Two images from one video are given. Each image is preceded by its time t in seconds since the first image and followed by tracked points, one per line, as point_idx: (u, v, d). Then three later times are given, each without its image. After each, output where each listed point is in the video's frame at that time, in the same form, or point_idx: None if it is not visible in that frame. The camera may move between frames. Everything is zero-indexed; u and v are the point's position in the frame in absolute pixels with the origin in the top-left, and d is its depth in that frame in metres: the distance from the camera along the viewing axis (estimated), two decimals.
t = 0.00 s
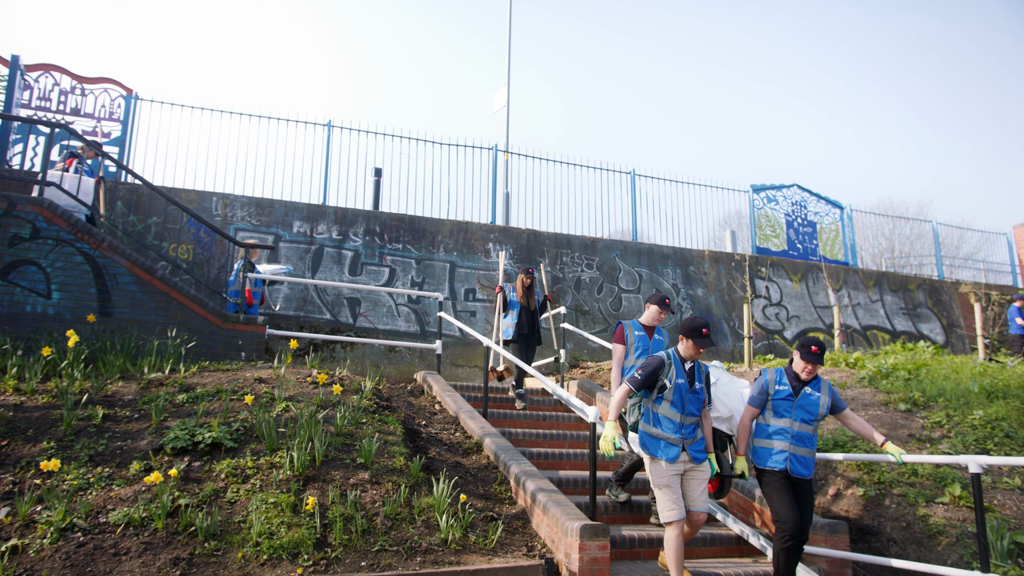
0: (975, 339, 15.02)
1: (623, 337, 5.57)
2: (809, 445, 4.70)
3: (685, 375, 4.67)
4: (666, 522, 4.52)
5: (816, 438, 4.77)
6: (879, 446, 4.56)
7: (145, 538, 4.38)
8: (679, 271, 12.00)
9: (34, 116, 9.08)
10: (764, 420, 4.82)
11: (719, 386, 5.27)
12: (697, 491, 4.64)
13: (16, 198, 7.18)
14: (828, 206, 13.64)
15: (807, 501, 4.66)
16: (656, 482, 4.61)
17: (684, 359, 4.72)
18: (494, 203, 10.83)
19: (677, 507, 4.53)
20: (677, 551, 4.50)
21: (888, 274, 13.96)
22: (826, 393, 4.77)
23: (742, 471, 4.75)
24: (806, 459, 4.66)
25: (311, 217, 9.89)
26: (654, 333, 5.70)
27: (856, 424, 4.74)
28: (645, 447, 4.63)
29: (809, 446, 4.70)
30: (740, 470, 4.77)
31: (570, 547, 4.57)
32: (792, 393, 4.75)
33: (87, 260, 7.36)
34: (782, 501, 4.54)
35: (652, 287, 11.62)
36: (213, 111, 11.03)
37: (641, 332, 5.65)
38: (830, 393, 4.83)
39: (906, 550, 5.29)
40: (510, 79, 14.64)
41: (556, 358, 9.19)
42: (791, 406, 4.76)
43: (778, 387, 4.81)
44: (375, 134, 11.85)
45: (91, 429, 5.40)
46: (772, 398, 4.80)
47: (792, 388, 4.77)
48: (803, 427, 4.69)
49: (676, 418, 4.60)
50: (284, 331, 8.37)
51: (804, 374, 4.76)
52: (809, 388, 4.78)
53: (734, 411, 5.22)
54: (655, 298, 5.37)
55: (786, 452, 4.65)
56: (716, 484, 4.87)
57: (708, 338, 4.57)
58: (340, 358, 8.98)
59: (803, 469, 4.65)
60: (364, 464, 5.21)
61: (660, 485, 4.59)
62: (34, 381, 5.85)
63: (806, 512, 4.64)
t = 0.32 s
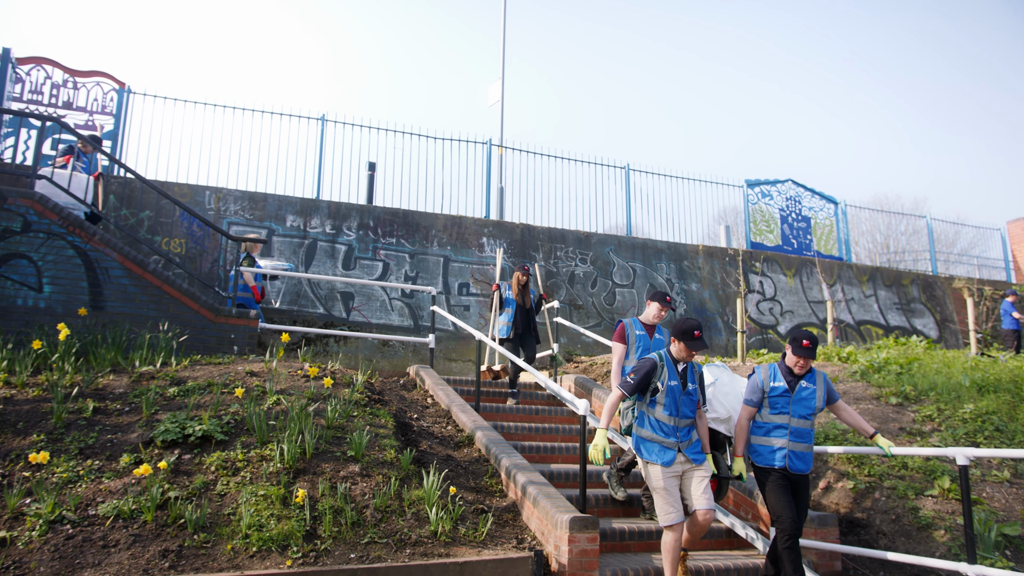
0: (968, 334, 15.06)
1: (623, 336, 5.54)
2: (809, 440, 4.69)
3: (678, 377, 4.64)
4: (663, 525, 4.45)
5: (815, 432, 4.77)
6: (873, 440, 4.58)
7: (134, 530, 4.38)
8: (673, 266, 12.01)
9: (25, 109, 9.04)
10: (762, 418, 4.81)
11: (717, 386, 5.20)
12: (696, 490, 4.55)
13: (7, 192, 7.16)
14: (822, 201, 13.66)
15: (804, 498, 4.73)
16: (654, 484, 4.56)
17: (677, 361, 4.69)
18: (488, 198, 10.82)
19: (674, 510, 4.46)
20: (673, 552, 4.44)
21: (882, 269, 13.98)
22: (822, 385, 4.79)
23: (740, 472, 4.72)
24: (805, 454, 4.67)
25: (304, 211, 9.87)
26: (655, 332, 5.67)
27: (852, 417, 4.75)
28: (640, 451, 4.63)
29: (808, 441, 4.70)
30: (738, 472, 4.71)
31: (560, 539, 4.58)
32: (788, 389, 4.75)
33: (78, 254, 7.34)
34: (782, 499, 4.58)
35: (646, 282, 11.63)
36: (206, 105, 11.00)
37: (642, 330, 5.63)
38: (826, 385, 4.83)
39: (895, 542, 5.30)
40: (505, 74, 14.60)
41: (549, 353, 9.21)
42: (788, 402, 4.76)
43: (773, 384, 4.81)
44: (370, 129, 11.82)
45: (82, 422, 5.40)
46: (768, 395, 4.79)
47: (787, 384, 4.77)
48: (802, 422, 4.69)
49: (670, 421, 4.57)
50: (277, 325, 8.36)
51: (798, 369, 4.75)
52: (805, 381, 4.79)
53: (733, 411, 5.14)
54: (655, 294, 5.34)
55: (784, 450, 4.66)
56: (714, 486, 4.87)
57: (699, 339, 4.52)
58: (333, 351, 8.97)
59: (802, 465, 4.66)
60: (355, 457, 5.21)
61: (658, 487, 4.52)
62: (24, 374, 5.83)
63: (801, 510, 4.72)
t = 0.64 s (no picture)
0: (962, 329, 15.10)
1: (620, 328, 5.53)
2: (808, 432, 4.73)
3: (676, 373, 4.56)
4: (653, 521, 4.41)
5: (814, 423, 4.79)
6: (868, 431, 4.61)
7: (122, 523, 4.37)
8: (666, 261, 12.01)
9: (17, 102, 9.00)
10: (759, 414, 4.82)
11: (717, 383, 5.05)
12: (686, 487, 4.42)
13: None
14: (817, 196, 13.67)
15: (808, 494, 4.71)
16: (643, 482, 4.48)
17: (675, 356, 4.63)
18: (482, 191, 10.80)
19: (664, 507, 4.41)
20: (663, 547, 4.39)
21: (876, 264, 14.00)
22: (817, 376, 4.80)
23: (740, 471, 4.64)
24: (806, 447, 4.68)
25: (297, 205, 9.85)
26: (652, 323, 5.68)
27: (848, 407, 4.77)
28: (631, 445, 4.52)
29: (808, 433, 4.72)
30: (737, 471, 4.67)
31: (549, 532, 4.59)
32: (782, 383, 4.76)
33: (69, 247, 7.31)
34: (784, 499, 4.55)
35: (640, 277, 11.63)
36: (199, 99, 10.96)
37: (639, 322, 5.64)
38: (822, 374, 4.84)
39: (884, 535, 5.32)
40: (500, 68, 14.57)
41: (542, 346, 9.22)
42: (784, 396, 4.76)
43: (767, 379, 4.81)
44: (363, 123, 11.79)
45: (71, 415, 5.38)
46: (764, 391, 4.79)
47: (781, 378, 4.78)
48: (800, 416, 4.70)
49: (664, 415, 4.50)
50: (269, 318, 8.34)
51: (790, 363, 4.76)
52: (799, 373, 4.79)
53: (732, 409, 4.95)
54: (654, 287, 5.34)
55: (785, 445, 4.67)
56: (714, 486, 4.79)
57: (699, 335, 4.48)
58: (326, 345, 8.95)
59: (804, 457, 4.67)
60: (344, 450, 5.21)
61: (647, 485, 4.46)
62: (14, 367, 5.81)
63: (805, 507, 4.70)
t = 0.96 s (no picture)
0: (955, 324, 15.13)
1: (615, 322, 5.48)
2: (808, 424, 4.71)
3: (676, 367, 4.48)
4: (647, 517, 4.41)
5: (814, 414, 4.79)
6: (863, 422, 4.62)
7: (111, 516, 4.36)
8: (661, 255, 12.00)
9: (8, 95, 8.95)
10: (757, 407, 4.83)
11: (714, 377, 4.88)
12: (682, 485, 4.40)
13: None
14: (812, 191, 13.67)
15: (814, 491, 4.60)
16: (642, 477, 4.44)
17: (676, 349, 4.52)
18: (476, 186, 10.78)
19: (660, 505, 4.40)
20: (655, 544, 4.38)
21: (870, 259, 14.02)
22: (814, 367, 4.82)
23: (740, 466, 4.63)
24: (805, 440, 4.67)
25: (291, 199, 9.83)
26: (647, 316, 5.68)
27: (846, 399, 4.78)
28: (629, 440, 4.44)
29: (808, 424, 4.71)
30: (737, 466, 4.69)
31: (538, 525, 4.59)
32: (779, 375, 4.77)
33: (60, 240, 7.28)
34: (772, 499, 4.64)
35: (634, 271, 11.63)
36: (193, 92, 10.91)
37: (634, 316, 5.61)
38: (820, 365, 4.85)
39: (873, 529, 5.33)
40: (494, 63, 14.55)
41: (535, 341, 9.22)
42: (782, 388, 4.77)
43: (764, 371, 4.83)
44: (357, 116, 11.76)
45: (61, 408, 5.37)
46: (761, 383, 4.80)
47: (778, 370, 4.79)
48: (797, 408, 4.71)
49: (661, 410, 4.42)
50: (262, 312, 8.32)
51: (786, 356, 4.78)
52: (796, 364, 4.81)
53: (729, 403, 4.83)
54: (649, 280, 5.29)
55: (783, 438, 4.67)
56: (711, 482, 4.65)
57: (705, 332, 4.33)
58: (319, 340, 8.93)
59: (804, 450, 4.66)
60: (335, 443, 5.20)
61: (645, 480, 4.42)
62: (4, 360, 5.79)
63: (819, 498, 4.57)
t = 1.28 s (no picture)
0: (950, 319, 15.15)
1: (609, 317, 5.45)
2: (809, 416, 4.67)
3: (677, 360, 4.46)
4: (647, 513, 4.31)
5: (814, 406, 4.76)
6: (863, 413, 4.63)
7: (100, 509, 4.35)
8: (655, 250, 12.00)
9: None
10: (756, 400, 4.78)
11: (712, 371, 4.98)
12: (685, 481, 4.39)
13: None
14: (807, 185, 13.66)
15: (817, 478, 4.57)
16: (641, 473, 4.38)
17: (679, 342, 4.53)
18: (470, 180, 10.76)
19: (662, 500, 4.33)
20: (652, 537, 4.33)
21: (865, 254, 14.03)
22: (814, 359, 4.79)
23: (739, 461, 4.61)
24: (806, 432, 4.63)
25: (285, 193, 9.80)
26: (641, 311, 5.67)
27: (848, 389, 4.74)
28: (627, 433, 4.42)
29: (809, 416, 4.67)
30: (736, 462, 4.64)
31: (528, 518, 4.60)
32: (779, 368, 4.72)
33: (52, 234, 7.25)
34: (771, 492, 4.60)
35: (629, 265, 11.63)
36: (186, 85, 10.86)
37: (627, 310, 5.59)
38: (820, 356, 4.83)
39: (864, 522, 5.35)
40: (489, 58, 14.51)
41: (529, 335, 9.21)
42: (782, 381, 4.73)
43: (763, 364, 4.79)
44: (351, 110, 11.73)
45: (51, 402, 5.35)
46: (760, 376, 4.76)
47: (777, 363, 4.74)
48: (797, 401, 4.67)
49: (661, 403, 4.40)
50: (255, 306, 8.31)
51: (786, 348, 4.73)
52: (796, 356, 4.78)
53: (728, 397, 4.87)
54: (644, 274, 5.30)
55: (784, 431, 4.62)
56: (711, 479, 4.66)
57: (710, 326, 4.34)
58: (312, 334, 8.92)
59: (805, 443, 4.62)
60: (326, 436, 5.19)
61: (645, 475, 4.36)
62: None
63: (821, 487, 4.51)
